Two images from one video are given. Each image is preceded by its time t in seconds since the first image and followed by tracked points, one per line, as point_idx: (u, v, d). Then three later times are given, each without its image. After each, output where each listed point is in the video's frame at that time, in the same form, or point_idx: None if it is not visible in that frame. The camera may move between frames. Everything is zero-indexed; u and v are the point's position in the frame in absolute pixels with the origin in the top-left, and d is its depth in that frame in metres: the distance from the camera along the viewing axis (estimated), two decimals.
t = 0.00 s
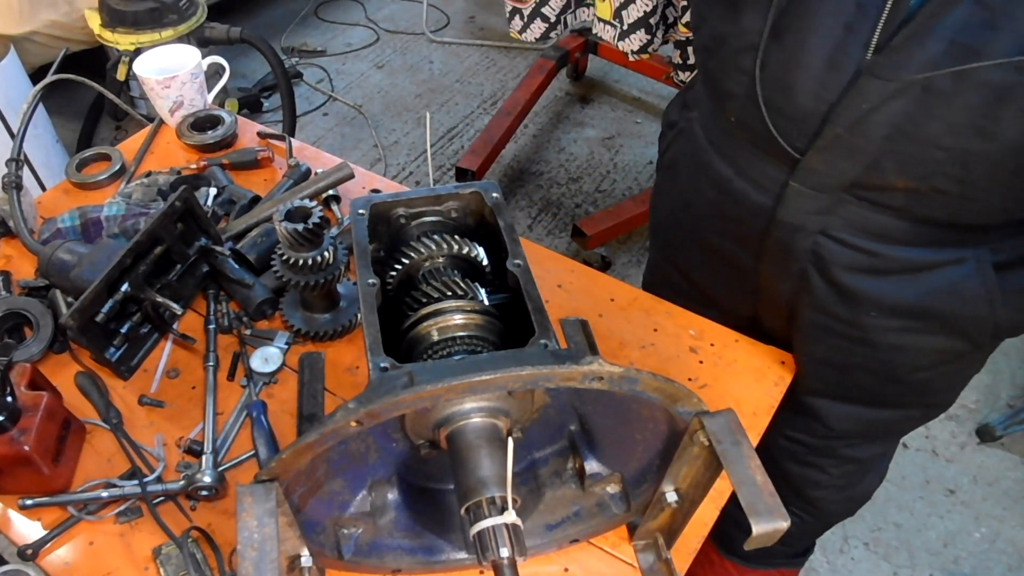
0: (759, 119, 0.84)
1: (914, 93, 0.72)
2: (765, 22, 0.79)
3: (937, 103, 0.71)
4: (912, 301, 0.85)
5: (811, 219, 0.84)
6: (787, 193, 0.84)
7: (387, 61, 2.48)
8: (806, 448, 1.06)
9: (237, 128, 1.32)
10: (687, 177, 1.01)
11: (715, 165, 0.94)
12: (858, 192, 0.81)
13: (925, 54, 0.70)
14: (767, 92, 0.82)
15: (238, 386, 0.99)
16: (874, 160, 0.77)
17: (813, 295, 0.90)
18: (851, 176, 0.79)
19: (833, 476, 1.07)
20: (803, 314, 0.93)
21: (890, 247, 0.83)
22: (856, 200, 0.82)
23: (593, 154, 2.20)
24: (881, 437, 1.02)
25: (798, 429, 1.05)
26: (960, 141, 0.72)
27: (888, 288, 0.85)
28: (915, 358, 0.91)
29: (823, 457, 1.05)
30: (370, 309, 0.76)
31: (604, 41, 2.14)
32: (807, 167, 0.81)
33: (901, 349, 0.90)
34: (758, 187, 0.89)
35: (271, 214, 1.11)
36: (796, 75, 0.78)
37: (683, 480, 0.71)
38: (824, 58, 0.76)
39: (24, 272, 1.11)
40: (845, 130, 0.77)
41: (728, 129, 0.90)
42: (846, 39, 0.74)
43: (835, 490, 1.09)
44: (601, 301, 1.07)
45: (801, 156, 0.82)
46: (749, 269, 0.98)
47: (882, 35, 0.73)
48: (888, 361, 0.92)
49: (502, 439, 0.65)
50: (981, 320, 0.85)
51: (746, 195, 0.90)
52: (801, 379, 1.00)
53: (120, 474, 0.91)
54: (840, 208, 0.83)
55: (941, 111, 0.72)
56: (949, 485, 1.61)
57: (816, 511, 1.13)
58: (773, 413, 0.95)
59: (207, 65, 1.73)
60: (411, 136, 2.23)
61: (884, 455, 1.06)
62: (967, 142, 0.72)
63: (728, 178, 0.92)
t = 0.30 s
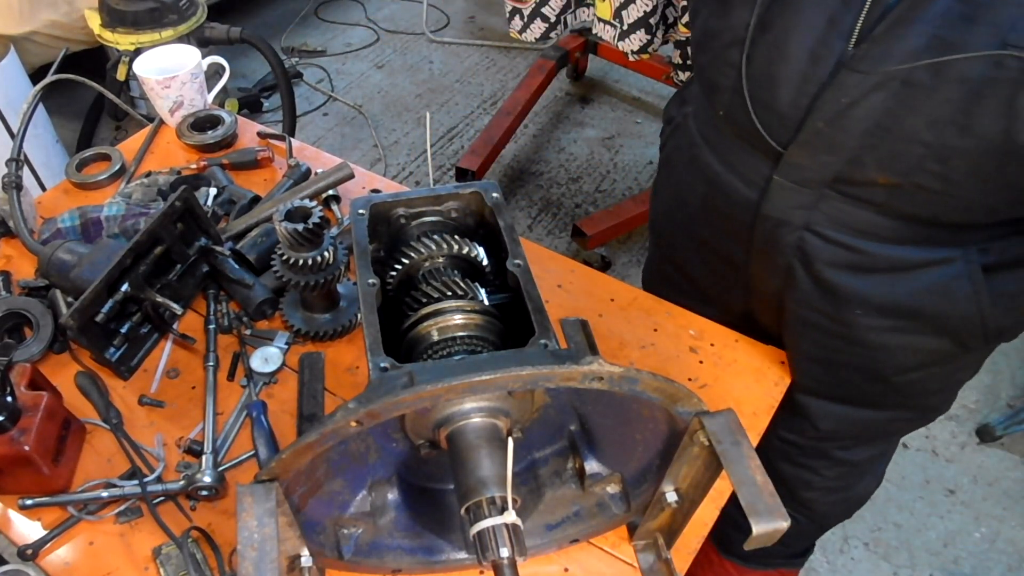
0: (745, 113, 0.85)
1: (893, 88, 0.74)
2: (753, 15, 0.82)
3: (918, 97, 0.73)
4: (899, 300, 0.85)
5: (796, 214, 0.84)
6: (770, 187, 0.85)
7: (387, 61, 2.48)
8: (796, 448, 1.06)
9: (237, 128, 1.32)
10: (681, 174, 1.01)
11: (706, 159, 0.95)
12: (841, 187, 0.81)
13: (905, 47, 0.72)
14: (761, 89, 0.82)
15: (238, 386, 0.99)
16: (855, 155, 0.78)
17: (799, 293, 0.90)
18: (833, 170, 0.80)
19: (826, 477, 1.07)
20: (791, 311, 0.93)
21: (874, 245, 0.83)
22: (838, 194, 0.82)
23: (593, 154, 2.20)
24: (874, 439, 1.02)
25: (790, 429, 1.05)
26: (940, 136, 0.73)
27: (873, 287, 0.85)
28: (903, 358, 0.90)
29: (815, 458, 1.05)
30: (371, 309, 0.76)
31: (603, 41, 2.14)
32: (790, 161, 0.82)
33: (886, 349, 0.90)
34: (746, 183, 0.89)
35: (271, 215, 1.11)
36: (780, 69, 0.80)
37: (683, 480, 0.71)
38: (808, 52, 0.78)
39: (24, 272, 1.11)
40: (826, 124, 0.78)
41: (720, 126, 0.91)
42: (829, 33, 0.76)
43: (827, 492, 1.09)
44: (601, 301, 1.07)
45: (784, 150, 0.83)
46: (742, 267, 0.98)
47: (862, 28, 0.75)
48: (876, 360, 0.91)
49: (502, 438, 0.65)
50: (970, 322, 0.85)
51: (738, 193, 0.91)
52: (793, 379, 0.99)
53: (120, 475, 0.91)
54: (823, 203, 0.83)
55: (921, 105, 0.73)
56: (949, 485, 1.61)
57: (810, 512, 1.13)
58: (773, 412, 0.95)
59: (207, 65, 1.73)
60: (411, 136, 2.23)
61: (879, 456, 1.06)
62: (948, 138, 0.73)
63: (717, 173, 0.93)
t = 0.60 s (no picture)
0: (738, 110, 0.86)
1: (880, 85, 0.74)
2: (746, 12, 0.82)
3: (904, 94, 0.73)
4: (892, 300, 0.85)
5: (787, 212, 0.84)
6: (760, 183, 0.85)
7: (387, 61, 2.48)
8: (793, 450, 1.06)
9: (237, 128, 1.32)
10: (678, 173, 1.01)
11: (702, 160, 0.95)
12: (831, 185, 0.81)
13: (894, 45, 0.72)
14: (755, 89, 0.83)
15: (238, 386, 0.99)
16: (843, 152, 0.78)
17: (794, 292, 0.90)
18: (821, 166, 0.80)
19: (822, 480, 1.07)
20: (785, 310, 0.93)
21: (869, 245, 0.83)
22: (827, 192, 0.82)
23: (593, 154, 2.20)
24: (871, 442, 1.02)
25: (788, 430, 1.05)
26: (928, 136, 0.73)
27: (866, 286, 0.85)
28: (897, 359, 0.90)
29: (812, 461, 1.05)
30: (371, 309, 0.76)
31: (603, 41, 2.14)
32: (779, 157, 0.82)
33: (880, 351, 0.90)
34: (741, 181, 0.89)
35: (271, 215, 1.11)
36: (771, 66, 0.80)
37: (683, 480, 0.71)
38: (797, 50, 0.78)
39: (24, 272, 1.11)
40: (814, 120, 0.78)
41: (716, 126, 0.92)
42: (819, 30, 0.76)
43: (824, 494, 1.09)
44: (601, 301, 1.06)
45: (774, 145, 0.84)
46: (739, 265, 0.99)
47: (851, 24, 0.75)
48: (871, 361, 0.91)
49: (502, 438, 0.65)
50: (963, 326, 0.85)
51: (735, 193, 0.91)
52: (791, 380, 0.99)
53: (121, 475, 0.91)
54: (813, 200, 0.83)
55: (907, 102, 0.73)
56: (949, 486, 1.61)
57: (807, 515, 1.13)
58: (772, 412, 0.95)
59: (207, 65, 1.73)
60: (411, 136, 2.23)
61: (876, 458, 1.06)
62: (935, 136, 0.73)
63: (713, 172, 0.93)
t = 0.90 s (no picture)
0: (737, 114, 0.86)
1: (878, 91, 0.74)
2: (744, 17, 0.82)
3: (906, 101, 0.73)
4: (891, 303, 0.85)
5: (783, 215, 0.84)
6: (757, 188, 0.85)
7: (387, 61, 2.48)
8: (791, 452, 1.06)
9: (237, 128, 1.32)
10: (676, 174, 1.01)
11: (701, 161, 0.95)
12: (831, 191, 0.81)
13: (893, 49, 0.72)
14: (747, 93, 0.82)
15: (238, 386, 0.99)
16: (842, 158, 0.78)
17: (793, 295, 0.90)
18: (818, 172, 0.80)
19: (820, 483, 1.06)
20: (782, 311, 0.93)
21: (868, 249, 0.83)
22: (829, 199, 0.82)
23: (593, 154, 2.20)
24: (870, 445, 1.02)
25: (787, 431, 1.05)
26: (927, 140, 0.74)
27: (862, 291, 0.85)
28: (897, 361, 0.90)
29: (810, 463, 1.05)
30: (371, 309, 0.76)
31: (603, 41, 2.14)
32: (774, 162, 0.82)
33: (879, 352, 0.90)
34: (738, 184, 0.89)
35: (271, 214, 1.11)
36: (766, 71, 0.80)
37: (683, 480, 0.71)
38: (791, 54, 0.78)
39: (24, 272, 1.11)
40: (815, 127, 0.78)
41: (714, 128, 0.91)
42: (813, 35, 0.76)
43: (823, 496, 1.09)
44: (601, 301, 1.06)
45: (771, 149, 0.84)
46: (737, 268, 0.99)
47: (845, 29, 0.75)
48: (868, 363, 0.91)
49: (502, 438, 0.65)
50: (959, 328, 0.85)
51: (734, 195, 0.91)
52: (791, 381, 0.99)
53: (121, 474, 0.91)
54: (810, 205, 0.83)
55: (903, 109, 0.74)
56: (949, 486, 1.61)
57: (807, 516, 1.13)
58: (772, 412, 0.95)
59: (207, 65, 1.73)
60: (411, 136, 2.23)
61: (875, 461, 1.06)
62: (935, 142, 0.73)
63: (711, 174, 0.93)
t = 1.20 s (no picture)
0: (736, 115, 0.86)
1: (877, 93, 0.74)
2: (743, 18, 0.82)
3: (904, 103, 0.73)
4: (891, 303, 0.85)
5: (783, 218, 0.84)
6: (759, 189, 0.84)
7: (387, 61, 2.48)
8: (792, 453, 1.06)
9: (237, 128, 1.32)
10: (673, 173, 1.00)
11: (701, 162, 0.95)
12: (831, 193, 0.81)
13: (892, 50, 0.72)
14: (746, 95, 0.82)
15: (238, 386, 0.99)
16: (840, 159, 0.78)
17: (793, 296, 0.90)
18: (819, 175, 0.80)
19: (820, 482, 1.06)
20: (782, 313, 0.93)
21: (867, 249, 0.83)
22: (829, 202, 0.82)
23: (593, 154, 2.20)
24: (869, 446, 1.02)
25: (787, 431, 1.05)
26: (926, 141, 0.74)
27: (861, 291, 0.85)
28: (896, 362, 0.90)
29: (809, 463, 1.05)
30: (370, 309, 0.76)
31: (603, 41, 2.14)
32: (775, 163, 0.82)
33: (878, 353, 0.90)
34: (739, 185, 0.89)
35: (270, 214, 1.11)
36: (766, 72, 0.80)
37: (683, 480, 0.71)
38: (797, 57, 0.77)
39: (24, 272, 1.11)
40: (814, 129, 0.78)
41: (713, 129, 0.91)
42: (811, 35, 0.76)
43: (823, 496, 1.09)
44: (601, 301, 1.06)
45: (774, 151, 0.84)
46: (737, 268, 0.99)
47: (850, 33, 0.75)
48: (867, 362, 0.91)
49: (502, 438, 0.65)
50: (956, 327, 0.85)
51: (733, 196, 0.91)
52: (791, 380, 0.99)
53: (120, 475, 0.91)
54: (812, 208, 0.83)
55: (902, 110, 0.74)
56: (949, 486, 1.61)
57: (807, 515, 1.13)
58: (772, 412, 0.95)
59: (207, 65, 1.73)
60: (411, 136, 2.23)
61: (874, 462, 1.06)
62: (934, 143, 0.73)
63: (711, 174, 0.93)
